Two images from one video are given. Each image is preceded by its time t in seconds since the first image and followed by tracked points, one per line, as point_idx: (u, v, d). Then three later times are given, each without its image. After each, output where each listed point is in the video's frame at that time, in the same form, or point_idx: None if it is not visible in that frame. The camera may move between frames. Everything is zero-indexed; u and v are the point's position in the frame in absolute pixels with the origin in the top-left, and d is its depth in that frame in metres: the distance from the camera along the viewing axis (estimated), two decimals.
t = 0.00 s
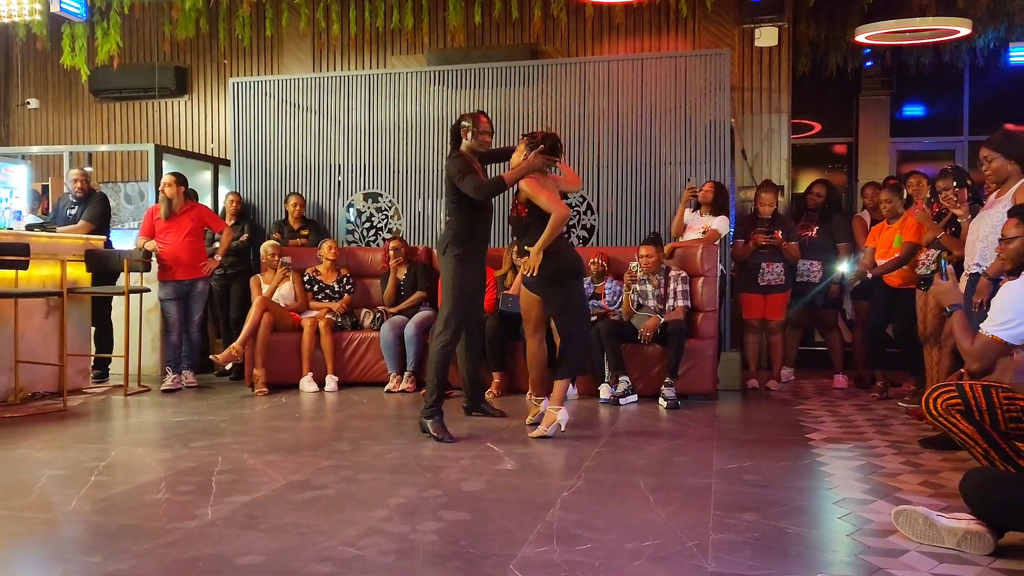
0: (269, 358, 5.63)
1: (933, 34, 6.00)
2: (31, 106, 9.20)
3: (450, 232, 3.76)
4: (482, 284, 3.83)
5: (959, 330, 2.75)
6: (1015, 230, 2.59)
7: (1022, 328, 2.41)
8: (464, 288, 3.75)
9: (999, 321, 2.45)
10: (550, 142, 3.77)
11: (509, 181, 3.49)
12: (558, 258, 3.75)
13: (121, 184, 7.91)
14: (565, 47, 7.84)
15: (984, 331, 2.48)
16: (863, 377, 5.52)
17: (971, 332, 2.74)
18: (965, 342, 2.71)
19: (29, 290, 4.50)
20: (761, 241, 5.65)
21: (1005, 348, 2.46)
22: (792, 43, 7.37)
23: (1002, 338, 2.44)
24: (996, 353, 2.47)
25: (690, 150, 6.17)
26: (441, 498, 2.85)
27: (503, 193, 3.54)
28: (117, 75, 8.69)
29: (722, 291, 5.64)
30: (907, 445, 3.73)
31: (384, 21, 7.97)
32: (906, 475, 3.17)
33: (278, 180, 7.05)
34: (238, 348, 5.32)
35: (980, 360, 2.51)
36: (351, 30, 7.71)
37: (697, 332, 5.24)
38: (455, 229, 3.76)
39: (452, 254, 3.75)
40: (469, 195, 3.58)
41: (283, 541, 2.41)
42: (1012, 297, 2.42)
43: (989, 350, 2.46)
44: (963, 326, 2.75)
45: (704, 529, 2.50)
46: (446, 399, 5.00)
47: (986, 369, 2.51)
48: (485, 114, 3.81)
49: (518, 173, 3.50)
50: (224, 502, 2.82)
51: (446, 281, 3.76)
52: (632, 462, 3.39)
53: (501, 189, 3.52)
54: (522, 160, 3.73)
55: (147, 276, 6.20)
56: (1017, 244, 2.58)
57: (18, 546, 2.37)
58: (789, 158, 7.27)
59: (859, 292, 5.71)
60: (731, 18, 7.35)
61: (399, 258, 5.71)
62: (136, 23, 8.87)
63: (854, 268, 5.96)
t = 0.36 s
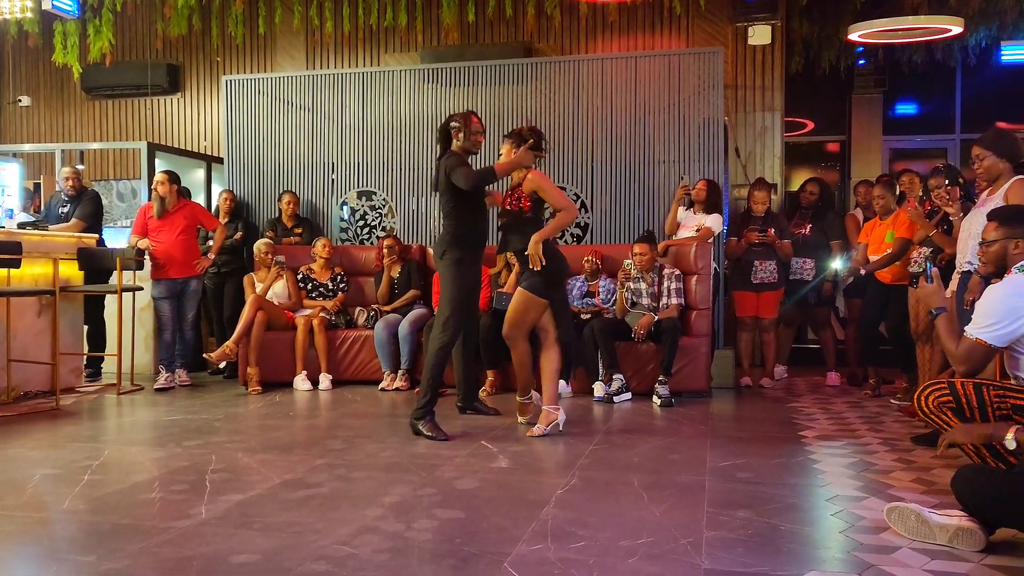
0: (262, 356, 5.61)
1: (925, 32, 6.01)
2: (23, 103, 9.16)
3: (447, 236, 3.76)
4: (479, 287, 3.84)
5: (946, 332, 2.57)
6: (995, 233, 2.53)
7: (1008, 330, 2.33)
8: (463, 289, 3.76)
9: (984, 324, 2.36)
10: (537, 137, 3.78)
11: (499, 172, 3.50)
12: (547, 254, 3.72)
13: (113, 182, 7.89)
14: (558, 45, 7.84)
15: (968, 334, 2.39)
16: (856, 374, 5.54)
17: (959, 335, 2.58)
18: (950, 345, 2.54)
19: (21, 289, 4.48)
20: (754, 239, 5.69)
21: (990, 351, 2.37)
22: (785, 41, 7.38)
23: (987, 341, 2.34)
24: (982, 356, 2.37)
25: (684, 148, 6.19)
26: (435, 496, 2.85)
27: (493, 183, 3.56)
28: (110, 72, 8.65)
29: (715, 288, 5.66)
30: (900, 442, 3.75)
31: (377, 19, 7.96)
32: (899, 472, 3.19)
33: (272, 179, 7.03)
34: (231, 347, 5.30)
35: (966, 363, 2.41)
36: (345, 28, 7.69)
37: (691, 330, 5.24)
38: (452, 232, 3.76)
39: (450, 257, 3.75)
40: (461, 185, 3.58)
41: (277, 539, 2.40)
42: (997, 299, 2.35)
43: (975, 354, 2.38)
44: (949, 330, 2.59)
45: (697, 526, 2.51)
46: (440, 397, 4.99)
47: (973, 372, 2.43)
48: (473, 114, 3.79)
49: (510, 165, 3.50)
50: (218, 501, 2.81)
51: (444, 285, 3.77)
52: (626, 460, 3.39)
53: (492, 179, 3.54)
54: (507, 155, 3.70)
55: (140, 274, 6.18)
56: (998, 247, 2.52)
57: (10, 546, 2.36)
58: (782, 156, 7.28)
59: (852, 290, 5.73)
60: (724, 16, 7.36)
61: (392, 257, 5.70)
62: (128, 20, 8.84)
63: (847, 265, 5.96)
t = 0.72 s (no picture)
0: (257, 356, 5.61)
1: (918, 31, 6.02)
2: (16, 102, 9.12)
3: (434, 228, 3.73)
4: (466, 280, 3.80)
5: (935, 333, 2.57)
6: (981, 234, 2.54)
7: (996, 330, 2.34)
8: (453, 281, 3.72)
9: (973, 324, 2.38)
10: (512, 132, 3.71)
11: (470, 163, 3.47)
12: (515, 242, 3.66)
13: (106, 180, 7.87)
14: (552, 44, 7.84)
15: (958, 335, 2.42)
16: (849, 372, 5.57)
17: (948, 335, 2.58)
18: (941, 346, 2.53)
19: (14, 288, 4.47)
20: (748, 238, 5.71)
21: (979, 350, 2.39)
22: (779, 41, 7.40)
23: (977, 341, 2.37)
24: (971, 356, 2.39)
25: (677, 147, 6.20)
26: (430, 495, 2.85)
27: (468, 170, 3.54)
28: (104, 71, 8.62)
29: (708, 287, 5.69)
30: (892, 440, 3.77)
31: (371, 18, 7.95)
32: (892, 469, 3.21)
33: (265, 178, 7.02)
34: (226, 345, 5.33)
35: (955, 363, 2.42)
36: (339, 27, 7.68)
37: (685, 329, 5.27)
38: (437, 224, 3.75)
39: (438, 249, 3.72)
40: (434, 170, 3.59)
41: (272, 539, 2.40)
42: (984, 300, 2.38)
43: (964, 354, 2.40)
44: (938, 330, 2.59)
45: (690, 524, 2.53)
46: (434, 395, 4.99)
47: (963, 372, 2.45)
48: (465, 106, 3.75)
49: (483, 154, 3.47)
50: (213, 501, 2.81)
51: (433, 277, 3.74)
52: (621, 458, 3.41)
53: (465, 167, 3.53)
54: (481, 151, 3.69)
55: (134, 273, 6.16)
56: (984, 248, 2.53)
57: (4, 546, 2.36)
58: (776, 155, 7.30)
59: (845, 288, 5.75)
60: (717, 16, 7.38)
61: (387, 256, 5.73)
62: (121, 18, 8.81)
63: (840, 263, 5.99)
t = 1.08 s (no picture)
0: (253, 355, 5.61)
1: (914, 32, 6.03)
2: (11, 101, 9.09)
3: (424, 223, 3.75)
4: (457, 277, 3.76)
5: (931, 333, 2.58)
6: (978, 234, 2.55)
7: (994, 330, 2.36)
8: (438, 276, 3.71)
9: (971, 324, 2.39)
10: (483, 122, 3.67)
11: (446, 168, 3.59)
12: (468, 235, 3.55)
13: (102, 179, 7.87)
14: (549, 44, 7.85)
15: (956, 334, 2.42)
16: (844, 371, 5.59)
17: (946, 335, 2.59)
18: (939, 347, 2.53)
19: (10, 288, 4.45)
20: (744, 237, 5.71)
21: (978, 350, 2.40)
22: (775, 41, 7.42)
23: (975, 341, 2.38)
24: (969, 356, 2.40)
25: (672, 148, 6.21)
26: (428, 495, 2.86)
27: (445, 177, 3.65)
28: (100, 70, 8.60)
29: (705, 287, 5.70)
30: (888, 439, 3.78)
31: (368, 17, 7.94)
32: (887, 469, 3.22)
33: (261, 177, 7.02)
34: (221, 344, 5.29)
35: (953, 364, 2.43)
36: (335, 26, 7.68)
37: (681, 329, 5.29)
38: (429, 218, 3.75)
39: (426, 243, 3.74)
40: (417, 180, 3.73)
41: (270, 538, 2.41)
42: (981, 300, 2.39)
43: (963, 354, 2.41)
44: (935, 330, 2.60)
45: (687, 524, 2.53)
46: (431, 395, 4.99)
47: (960, 372, 2.46)
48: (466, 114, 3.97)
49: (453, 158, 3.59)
50: (210, 500, 2.81)
51: (422, 270, 3.74)
52: (618, 458, 3.42)
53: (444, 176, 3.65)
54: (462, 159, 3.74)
55: (130, 273, 6.15)
56: (981, 247, 2.54)
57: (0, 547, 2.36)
58: (772, 155, 7.32)
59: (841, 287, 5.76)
60: (713, 16, 7.40)
61: (383, 255, 5.73)
62: (117, 17, 8.79)
63: (836, 263, 5.99)
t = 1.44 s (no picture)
0: (249, 355, 5.61)
1: (910, 34, 6.06)
2: (6, 100, 9.07)
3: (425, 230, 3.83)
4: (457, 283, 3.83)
5: (929, 335, 2.59)
6: (974, 236, 2.56)
7: (991, 331, 2.37)
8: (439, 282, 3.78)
9: (968, 326, 2.40)
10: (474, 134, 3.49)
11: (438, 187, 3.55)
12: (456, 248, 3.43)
13: (99, 179, 7.86)
14: (545, 45, 7.85)
15: (953, 337, 2.44)
16: (839, 373, 5.60)
17: (942, 337, 2.60)
18: (936, 349, 2.53)
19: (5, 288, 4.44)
20: (740, 239, 5.73)
21: (975, 352, 2.41)
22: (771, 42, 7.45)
23: (972, 343, 2.39)
24: (966, 358, 2.42)
25: (668, 150, 6.23)
26: (424, 495, 2.87)
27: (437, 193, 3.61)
28: (96, 70, 8.59)
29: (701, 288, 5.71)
30: (883, 441, 3.80)
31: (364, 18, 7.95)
32: (882, 470, 3.24)
33: (258, 177, 7.02)
34: (219, 345, 5.34)
35: (951, 366, 2.45)
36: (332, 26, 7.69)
37: (678, 330, 5.29)
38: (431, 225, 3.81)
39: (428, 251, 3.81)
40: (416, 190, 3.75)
41: (267, 539, 2.41)
42: (978, 302, 2.40)
43: (961, 356, 2.43)
44: (932, 332, 2.60)
45: (683, 525, 2.54)
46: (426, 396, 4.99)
47: (957, 374, 2.48)
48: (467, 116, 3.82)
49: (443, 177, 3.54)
50: (207, 501, 2.81)
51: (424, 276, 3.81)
52: (614, 459, 3.42)
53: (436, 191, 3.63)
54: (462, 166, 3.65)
55: (125, 273, 6.15)
56: (977, 249, 2.55)
57: None
58: (767, 156, 7.35)
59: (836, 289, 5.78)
60: (710, 18, 7.42)
61: (379, 256, 5.71)
62: (114, 17, 8.78)
63: (832, 264, 6.00)
